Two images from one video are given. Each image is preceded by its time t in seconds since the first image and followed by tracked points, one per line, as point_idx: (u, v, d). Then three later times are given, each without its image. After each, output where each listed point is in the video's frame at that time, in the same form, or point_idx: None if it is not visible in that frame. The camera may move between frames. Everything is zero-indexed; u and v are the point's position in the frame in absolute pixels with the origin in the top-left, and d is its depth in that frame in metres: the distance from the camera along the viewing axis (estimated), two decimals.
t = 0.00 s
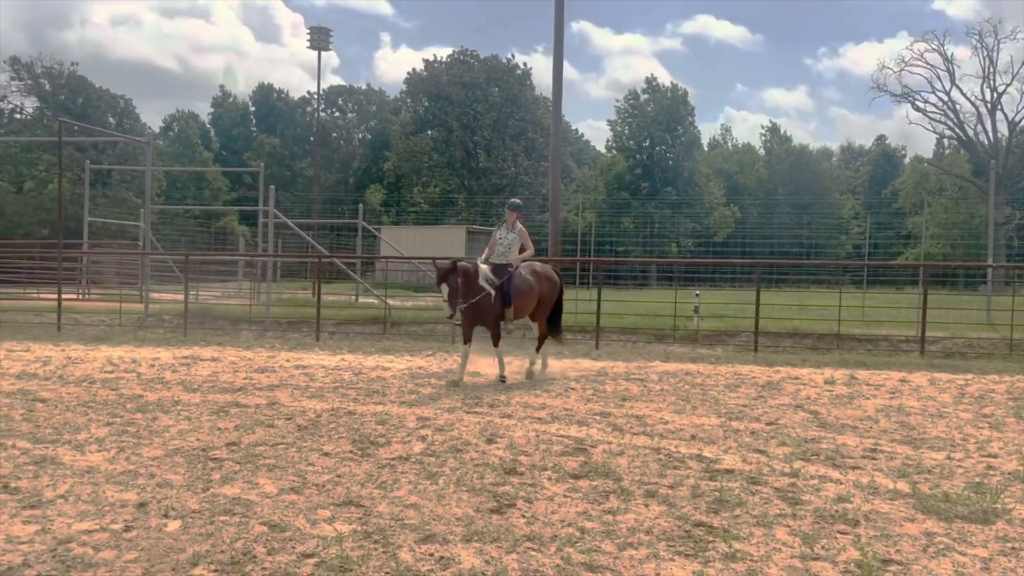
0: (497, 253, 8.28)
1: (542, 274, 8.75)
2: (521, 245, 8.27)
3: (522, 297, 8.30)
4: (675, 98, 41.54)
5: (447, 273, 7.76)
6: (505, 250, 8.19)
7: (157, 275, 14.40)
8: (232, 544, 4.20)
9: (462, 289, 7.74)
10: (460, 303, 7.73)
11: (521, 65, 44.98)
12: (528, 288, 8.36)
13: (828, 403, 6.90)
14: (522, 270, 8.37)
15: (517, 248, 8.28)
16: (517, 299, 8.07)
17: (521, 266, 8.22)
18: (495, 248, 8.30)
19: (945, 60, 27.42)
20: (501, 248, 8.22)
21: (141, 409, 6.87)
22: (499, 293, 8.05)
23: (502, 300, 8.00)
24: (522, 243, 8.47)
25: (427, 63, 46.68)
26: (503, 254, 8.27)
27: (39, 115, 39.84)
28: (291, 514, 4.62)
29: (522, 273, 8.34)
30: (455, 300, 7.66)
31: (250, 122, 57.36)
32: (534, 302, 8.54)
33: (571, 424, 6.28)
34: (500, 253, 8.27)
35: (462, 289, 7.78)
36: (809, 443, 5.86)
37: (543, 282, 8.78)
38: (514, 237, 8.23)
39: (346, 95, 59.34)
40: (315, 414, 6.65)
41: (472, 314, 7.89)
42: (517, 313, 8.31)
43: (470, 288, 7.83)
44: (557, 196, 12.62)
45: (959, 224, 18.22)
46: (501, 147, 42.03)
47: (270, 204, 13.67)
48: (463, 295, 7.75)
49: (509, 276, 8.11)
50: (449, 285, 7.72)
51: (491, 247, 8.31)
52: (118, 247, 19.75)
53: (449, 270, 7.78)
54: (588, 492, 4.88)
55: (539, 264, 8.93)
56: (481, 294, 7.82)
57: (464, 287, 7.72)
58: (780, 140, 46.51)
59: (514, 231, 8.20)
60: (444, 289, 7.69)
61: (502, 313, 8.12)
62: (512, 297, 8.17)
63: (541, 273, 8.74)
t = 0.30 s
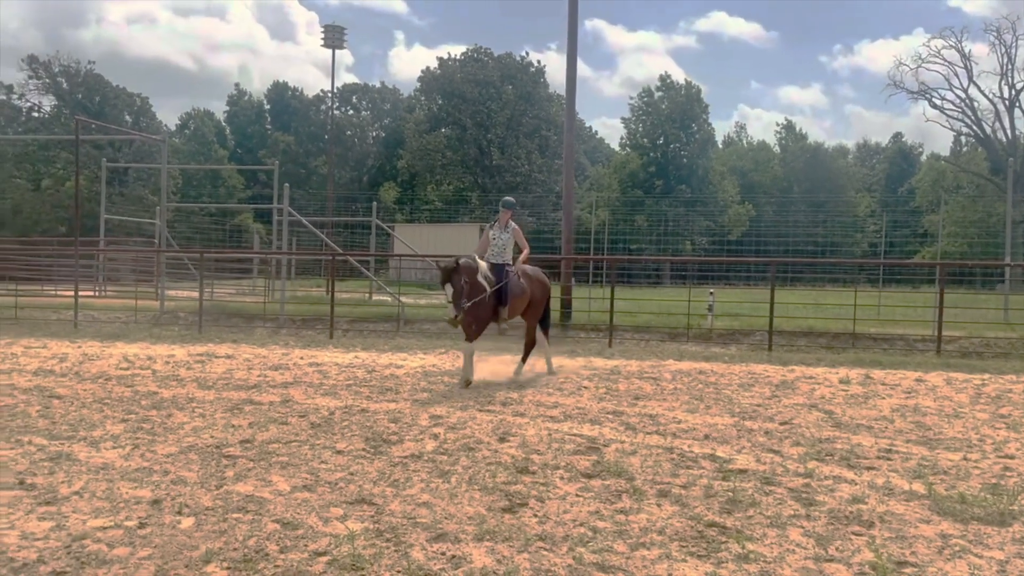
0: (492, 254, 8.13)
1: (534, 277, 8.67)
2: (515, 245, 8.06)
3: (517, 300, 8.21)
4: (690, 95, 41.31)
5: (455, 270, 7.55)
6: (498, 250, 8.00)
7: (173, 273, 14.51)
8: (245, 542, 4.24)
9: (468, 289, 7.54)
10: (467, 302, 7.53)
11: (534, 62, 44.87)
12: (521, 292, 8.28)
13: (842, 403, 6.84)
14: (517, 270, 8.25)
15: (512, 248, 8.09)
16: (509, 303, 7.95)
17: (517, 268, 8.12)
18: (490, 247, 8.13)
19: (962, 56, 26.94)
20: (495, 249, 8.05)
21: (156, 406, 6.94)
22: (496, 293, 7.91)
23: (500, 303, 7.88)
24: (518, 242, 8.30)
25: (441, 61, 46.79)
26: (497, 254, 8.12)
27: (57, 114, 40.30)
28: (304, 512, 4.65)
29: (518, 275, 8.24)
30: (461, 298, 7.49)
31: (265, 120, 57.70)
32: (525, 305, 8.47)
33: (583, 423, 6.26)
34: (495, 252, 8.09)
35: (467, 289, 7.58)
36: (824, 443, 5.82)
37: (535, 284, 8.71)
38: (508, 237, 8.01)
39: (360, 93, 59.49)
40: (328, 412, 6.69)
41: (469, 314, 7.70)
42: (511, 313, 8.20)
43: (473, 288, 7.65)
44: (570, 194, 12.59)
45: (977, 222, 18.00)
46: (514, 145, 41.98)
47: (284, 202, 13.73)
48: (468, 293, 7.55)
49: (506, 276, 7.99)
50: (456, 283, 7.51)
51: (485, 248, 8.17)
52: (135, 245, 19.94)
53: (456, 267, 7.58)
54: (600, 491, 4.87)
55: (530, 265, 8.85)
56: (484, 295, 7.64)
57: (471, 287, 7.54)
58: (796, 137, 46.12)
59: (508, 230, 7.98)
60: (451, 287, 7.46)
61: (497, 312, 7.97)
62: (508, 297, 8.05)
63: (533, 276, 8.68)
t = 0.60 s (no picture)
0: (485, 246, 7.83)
1: (527, 272, 8.44)
2: (509, 237, 7.77)
3: (513, 296, 7.97)
4: (699, 92, 41.13)
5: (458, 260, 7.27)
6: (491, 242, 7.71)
7: (183, 270, 14.58)
8: (254, 538, 4.26)
9: (471, 281, 7.26)
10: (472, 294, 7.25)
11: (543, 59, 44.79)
12: (518, 287, 8.03)
13: (853, 401, 6.80)
14: (512, 265, 8.01)
15: (505, 240, 7.81)
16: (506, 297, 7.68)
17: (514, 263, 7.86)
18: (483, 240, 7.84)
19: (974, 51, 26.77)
20: (488, 241, 7.75)
21: (166, 403, 6.99)
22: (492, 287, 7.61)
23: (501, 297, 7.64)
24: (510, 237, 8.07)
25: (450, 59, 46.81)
26: (490, 247, 7.84)
27: (68, 112, 40.55)
28: (313, 509, 4.67)
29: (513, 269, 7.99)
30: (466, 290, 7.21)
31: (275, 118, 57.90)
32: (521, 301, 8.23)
33: (592, 421, 6.26)
34: (488, 245, 7.80)
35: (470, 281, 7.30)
36: (833, 441, 5.79)
37: (528, 280, 8.48)
38: (502, 229, 7.75)
39: (369, 91, 59.56)
40: (337, 409, 6.71)
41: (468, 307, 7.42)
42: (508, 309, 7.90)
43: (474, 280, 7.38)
44: (580, 192, 12.55)
45: (989, 219, 17.84)
46: (523, 143, 41.94)
47: (293, 200, 13.76)
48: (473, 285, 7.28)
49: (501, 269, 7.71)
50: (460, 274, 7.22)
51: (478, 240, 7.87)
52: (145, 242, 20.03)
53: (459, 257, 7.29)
54: (608, 489, 4.87)
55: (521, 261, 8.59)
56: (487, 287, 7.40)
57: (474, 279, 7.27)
58: (807, 135, 45.87)
59: (502, 223, 7.72)
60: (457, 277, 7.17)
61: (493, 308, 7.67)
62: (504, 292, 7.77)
63: (526, 271, 8.45)
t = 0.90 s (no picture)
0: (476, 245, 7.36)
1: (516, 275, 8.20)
2: (499, 234, 7.33)
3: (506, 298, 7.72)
4: (703, 90, 40.99)
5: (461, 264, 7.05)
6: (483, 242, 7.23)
7: (188, 268, 14.61)
8: (257, 535, 4.27)
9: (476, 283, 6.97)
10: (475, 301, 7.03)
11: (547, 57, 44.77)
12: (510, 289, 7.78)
13: (857, 398, 6.79)
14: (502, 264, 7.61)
15: (496, 238, 7.37)
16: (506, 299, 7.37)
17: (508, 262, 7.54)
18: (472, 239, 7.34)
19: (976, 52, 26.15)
20: (478, 239, 7.26)
21: (169, 400, 7.01)
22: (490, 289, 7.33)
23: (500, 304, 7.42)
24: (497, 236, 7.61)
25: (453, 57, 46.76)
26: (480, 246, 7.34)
27: (72, 110, 40.64)
28: (315, 505, 4.68)
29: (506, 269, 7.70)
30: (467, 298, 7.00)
31: (279, 116, 57.96)
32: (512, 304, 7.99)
33: (595, 418, 6.26)
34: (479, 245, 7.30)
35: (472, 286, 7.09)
36: (836, 439, 5.77)
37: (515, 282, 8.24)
38: (492, 226, 7.29)
39: (372, 89, 59.56)
40: (340, 407, 6.73)
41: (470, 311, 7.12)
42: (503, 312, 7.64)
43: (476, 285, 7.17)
44: (583, 189, 12.53)
45: (994, 216, 17.77)
46: (527, 140, 41.89)
47: (297, 198, 13.77)
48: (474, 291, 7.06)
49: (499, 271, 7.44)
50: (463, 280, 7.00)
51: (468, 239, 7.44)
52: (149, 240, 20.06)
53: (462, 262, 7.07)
54: (610, 486, 4.87)
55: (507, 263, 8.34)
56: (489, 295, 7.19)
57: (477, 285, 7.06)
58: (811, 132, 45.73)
59: (492, 219, 7.27)
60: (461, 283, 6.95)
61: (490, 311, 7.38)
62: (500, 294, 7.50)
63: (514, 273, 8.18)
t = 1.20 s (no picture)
0: (462, 239, 6.96)
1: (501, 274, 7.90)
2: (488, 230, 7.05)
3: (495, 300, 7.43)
4: (701, 88, 40.98)
5: (479, 261, 6.61)
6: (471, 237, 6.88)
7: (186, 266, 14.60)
8: (254, 532, 4.27)
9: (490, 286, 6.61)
10: (486, 304, 6.68)
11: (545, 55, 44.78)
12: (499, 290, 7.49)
13: (855, 395, 6.80)
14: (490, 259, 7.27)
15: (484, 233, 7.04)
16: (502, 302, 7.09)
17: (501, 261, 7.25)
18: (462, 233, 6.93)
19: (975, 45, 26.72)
20: (467, 233, 6.89)
21: (167, 398, 7.01)
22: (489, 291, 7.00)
23: (495, 307, 7.15)
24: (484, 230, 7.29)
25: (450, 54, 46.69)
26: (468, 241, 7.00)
27: (69, 108, 40.52)
28: (314, 503, 4.68)
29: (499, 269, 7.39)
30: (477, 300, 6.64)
31: (277, 114, 57.88)
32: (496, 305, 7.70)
33: (593, 415, 6.26)
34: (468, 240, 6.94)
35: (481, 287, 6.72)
36: (834, 435, 5.78)
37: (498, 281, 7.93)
38: (481, 221, 6.97)
39: (370, 86, 59.48)
40: (338, 404, 6.73)
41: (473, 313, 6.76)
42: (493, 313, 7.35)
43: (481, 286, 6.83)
44: (581, 186, 12.53)
45: (992, 213, 17.81)
46: (525, 138, 41.86)
47: (294, 195, 13.74)
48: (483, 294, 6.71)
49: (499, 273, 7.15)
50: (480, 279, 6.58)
51: (452, 230, 6.97)
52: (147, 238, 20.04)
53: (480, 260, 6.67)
54: (608, 483, 4.87)
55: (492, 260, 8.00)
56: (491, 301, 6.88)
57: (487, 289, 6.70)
58: (809, 129, 45.76)
59: (480, 214, 6.99)
60: (480, 282, 6.53)
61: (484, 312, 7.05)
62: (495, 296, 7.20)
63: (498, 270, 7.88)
